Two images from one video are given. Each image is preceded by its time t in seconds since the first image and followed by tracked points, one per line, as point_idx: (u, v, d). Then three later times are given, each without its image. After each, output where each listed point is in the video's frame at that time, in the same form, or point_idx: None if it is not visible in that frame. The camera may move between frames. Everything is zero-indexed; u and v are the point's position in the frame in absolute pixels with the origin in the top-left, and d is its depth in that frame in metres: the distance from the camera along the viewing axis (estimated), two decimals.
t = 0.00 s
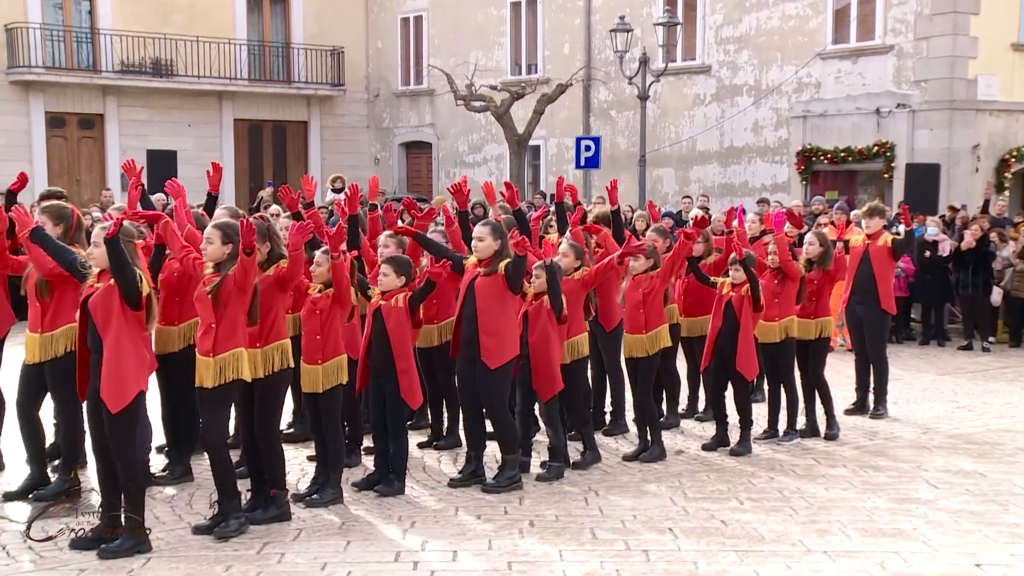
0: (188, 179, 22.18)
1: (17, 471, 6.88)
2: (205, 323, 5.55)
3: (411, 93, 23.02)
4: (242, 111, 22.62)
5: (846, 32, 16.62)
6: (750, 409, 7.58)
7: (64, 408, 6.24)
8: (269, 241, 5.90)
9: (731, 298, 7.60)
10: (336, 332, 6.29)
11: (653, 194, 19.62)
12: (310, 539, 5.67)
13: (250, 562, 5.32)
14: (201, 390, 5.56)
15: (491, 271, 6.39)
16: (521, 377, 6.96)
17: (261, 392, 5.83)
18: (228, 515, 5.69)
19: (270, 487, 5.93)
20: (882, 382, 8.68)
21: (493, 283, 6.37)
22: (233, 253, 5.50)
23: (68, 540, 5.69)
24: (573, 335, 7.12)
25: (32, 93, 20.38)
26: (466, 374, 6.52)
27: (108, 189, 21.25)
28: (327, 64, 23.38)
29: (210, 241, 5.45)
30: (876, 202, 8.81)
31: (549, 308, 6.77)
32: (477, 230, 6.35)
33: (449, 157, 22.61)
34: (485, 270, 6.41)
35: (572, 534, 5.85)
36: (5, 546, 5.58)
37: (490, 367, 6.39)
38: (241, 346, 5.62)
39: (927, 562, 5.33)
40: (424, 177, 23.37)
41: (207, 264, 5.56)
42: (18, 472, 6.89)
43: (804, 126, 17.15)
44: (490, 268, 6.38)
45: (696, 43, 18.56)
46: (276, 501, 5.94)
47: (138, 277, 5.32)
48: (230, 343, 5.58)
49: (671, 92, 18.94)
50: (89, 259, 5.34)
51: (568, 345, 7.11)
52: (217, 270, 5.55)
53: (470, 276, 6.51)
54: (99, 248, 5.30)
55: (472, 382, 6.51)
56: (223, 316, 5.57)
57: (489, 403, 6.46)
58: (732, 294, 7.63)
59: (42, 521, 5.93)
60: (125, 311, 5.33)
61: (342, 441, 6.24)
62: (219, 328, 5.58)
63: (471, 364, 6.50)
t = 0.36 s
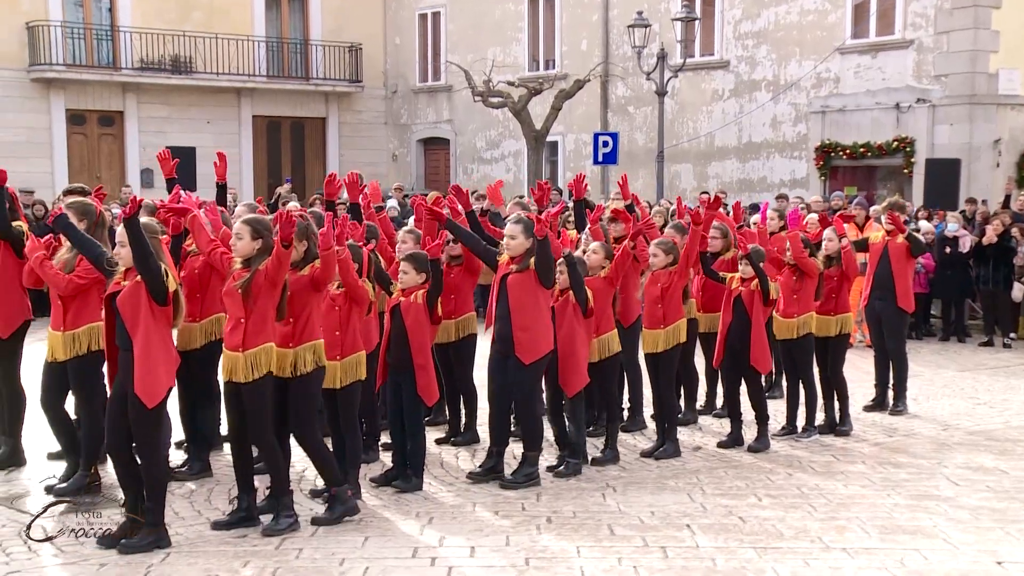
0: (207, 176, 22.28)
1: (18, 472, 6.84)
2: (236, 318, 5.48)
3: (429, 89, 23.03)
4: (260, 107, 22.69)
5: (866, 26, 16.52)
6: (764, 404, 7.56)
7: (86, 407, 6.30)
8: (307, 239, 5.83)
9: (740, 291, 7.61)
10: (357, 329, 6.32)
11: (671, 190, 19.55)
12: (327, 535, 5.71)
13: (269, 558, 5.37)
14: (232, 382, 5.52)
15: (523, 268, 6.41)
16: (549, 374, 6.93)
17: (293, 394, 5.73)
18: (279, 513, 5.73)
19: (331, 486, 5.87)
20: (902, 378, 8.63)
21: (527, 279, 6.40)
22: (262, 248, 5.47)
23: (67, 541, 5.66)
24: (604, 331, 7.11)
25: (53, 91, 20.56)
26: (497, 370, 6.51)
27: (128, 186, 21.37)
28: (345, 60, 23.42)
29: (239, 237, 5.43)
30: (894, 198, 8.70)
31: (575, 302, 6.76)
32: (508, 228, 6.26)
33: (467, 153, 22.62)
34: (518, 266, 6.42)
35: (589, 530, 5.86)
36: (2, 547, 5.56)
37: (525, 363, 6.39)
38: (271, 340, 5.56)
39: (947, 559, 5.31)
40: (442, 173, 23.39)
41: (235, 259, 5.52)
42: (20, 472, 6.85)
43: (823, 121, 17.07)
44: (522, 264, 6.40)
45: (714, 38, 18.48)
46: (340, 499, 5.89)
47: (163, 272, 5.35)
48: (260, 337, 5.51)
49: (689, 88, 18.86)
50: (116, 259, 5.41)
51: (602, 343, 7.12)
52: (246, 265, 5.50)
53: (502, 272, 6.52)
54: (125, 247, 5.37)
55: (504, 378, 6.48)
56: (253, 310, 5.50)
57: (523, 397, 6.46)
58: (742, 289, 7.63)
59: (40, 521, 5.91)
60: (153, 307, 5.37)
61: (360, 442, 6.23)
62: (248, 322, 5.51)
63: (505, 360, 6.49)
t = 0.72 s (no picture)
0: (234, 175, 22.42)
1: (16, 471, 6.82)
2: (275, 316, 5.53)
3: (453, 87, 23.05)
4: (286, 106, 22.80)
5: (893, 22, 16.40)
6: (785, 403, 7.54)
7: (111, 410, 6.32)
8: (351, 236, 5.78)
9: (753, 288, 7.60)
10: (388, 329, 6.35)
11: (696, 188, 19.46)
12: (352, 533, 5.75)
13: (295, 555, 5.41)
14: (273, 383, 5.55)
15: (553, 266, 6.39)
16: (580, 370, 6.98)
17: (346, 390, 5.76)
18: (305, 511, 5.76)
19: (362, 485, 5.90)
20: (929, 376, 8.56)
21: (558, 276, 6.38)
22: (301, 247, 5.51)
23: (68, 541, 5.70)
24: (632, 330, 7.10)
25: (81, 91, 20.77)
26: (526, 368, 6.51)
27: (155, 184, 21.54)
28: (369, 59, 23.47)
29: (277, 236, 5.47)
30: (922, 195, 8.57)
31: (602, 300, 6.75)
32: (539, 227, 6.30)
33: (491, 151, 22.62)
34: (547, 265, 6.41)
35: (614, 528, 5.86)
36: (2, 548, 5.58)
37: (557, 360, 6.37)
38: (310, 337, 5.60)
39: (975, 559, 5.27)
40: (466, 171, 23.39)
41: (274, 257, 5.57)
42: (17, 471, 6.84)
43: (849, 118, 16.97)
44: (552, 262, 6.38)
45: (739, 35, 18.38)
46: (369, 499, 5.93)
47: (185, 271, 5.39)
48: (298, 335, 5.55)
49: (714, 85, 18.75)
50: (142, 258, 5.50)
51: (632, 340, 7.11)
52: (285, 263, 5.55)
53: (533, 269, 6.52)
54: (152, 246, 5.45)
55: (533, 377, 6.48)
56: (292, 307, 5.53)
57: (550, 394, 6.45)
58: (754, 285, 7.62)
59: (38, 522, 5.92)
60: (176, 305, 5.41)
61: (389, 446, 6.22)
62: (287, 320, 5.55)
63: (535, 358, 6.47)
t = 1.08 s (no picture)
0: (260, 174, 22.55)
1: (15, 472, 6.80)
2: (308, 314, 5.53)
3: (479, 87, 23.05)
4: (311, 106, 22.90)
5: (921, 21, 16.31)
6: (801, 402, 7.46)
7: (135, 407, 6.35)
8: (383, 234, 5.80)
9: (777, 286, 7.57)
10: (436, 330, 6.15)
11: (721, 187, 19.37)
12: (377, 531, 5.77)
13: (320, 553, 5.44)
14: (305, 382, 5.54)
15: (578, 263, 6.36)
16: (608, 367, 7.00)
17: (372, 388, 5.80)
18: (330, 509, 5.79)
19: (387, 484, 5.93)
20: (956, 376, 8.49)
21: (583, 274, 6.34)
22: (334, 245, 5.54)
23: (69, 541, 5.70)
24: (663, 330, 7.12)
25: (109, 91, 20.95)
26: (552, 365, 6.51)
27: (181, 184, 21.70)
28: (395, 58, 23.52)
29: (310, 235, 5.50)
30: (953, 194, 8.45)
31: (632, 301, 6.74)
32: (565, 224, 6.27)
33: (516, 150, 22.61)
34: (571, 262, 6.39)
35: (638, 528, 5.85)
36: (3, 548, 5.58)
37: (581, 356, 6.34)
38: (344, 337, 5.62)
39: (1004, 561, 5.22)
40: (491, 170, 23.38)
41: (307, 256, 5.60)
42: (18, 470, 6.83)
43: (876, 116, 16.88)
44: (576, 259, 6.36)
45: (766, 34, 18.29)
46: (393, 497, 5.95)
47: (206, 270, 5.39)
48: (331, 335, 5.55)
49: (740, 84, 18.67)
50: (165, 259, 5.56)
51: (665, 339, 7.13)
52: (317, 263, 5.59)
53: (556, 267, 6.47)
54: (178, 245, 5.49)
55: (559, 374, 6.48)
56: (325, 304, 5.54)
57: (574, 390, 6.42)
58: (777, 284, 7.58)
59: (38, 521, 5.91)
60: (195, 304, 5.41)
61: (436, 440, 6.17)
62: (319, 319, 5.55)
63: (560, 356, 6.45)
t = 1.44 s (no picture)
0: (282, 172, 22.64)
1: (14, 472, 6.76)
2: (323, 311, 5.59)
3: (501, 85, 23.00)
4: (333, 104, 22.98)
5: (946, 18, 16.22)
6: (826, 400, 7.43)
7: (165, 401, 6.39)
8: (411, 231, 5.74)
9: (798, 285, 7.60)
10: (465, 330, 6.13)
11: (744, 185, 19.26)
12: (399, 528, 5.79)
13: (343, 550, 5.46)
14: (320, 379, 5.59)
15: (606, 261, 6.34)
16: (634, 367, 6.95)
17: (399, 386, 5.81)
18: (352, 507, 5.79)
19: (409, 481, 5.95)
20: (981, 376, 8.43)
21: (611, 272, 6.33)
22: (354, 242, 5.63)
23: (69, 541, 5.67)
24: (694, 330, 7.11)
25: (133, 90, 21.08)
26: (583, 362, 6.45)
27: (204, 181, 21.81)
28: (417, 56, 23.52)
29: (329, 232, 5.60)
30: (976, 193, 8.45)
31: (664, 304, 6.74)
32: (594, 223, 6.29)
33: (538, 148, 22.55)
34: (600, 259, 6.36)
35: (660, 526, 5.85)
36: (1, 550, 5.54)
37: (608, 355, 6.31)
38: (360, 334, 5.64)
39: None
40: (513, 168, 23.31)
41: (328, 253, 5.68)
42: (19, 470, 6.79)
43: (900, 114, 16.78)
44: (605, 257, 6.34)
45: (789, 31, 18.18)
46: (415, 494, 5.97)
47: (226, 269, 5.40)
48: (346, 332, 5.60)
49: (763, 82, 18.57)
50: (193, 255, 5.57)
51: (700, 337, 7.13)
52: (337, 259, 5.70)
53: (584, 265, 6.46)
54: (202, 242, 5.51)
55: (589, 370, 6.44)
56: (341, 301, 5.61)
57: (605, 389, 6.38)
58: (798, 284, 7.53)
59: (35, 521, 5.86)
60: (218, 303, 5.45)
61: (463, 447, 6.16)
62: (336, 316, 5.61)
63: (588, 355, 6.43)
